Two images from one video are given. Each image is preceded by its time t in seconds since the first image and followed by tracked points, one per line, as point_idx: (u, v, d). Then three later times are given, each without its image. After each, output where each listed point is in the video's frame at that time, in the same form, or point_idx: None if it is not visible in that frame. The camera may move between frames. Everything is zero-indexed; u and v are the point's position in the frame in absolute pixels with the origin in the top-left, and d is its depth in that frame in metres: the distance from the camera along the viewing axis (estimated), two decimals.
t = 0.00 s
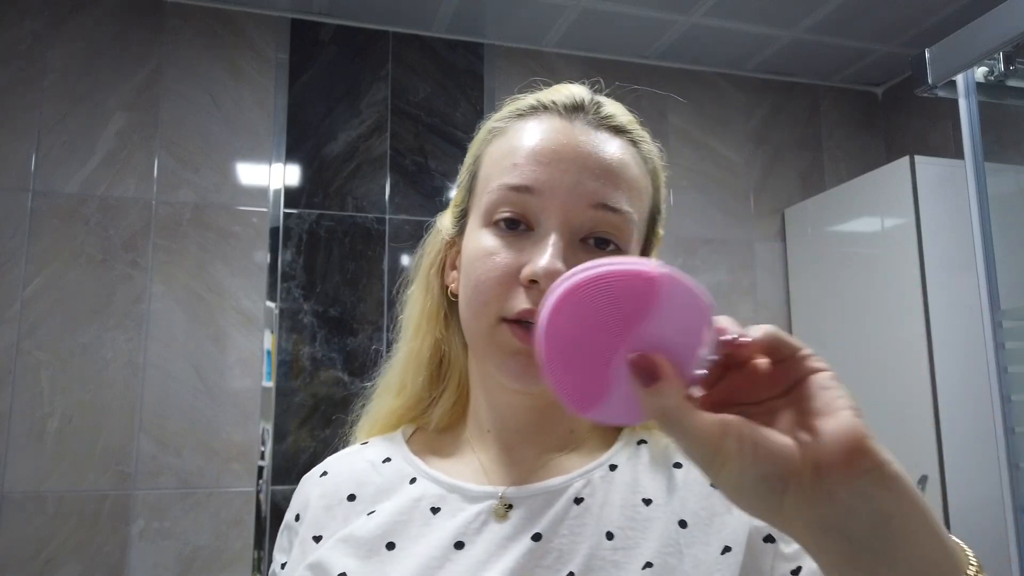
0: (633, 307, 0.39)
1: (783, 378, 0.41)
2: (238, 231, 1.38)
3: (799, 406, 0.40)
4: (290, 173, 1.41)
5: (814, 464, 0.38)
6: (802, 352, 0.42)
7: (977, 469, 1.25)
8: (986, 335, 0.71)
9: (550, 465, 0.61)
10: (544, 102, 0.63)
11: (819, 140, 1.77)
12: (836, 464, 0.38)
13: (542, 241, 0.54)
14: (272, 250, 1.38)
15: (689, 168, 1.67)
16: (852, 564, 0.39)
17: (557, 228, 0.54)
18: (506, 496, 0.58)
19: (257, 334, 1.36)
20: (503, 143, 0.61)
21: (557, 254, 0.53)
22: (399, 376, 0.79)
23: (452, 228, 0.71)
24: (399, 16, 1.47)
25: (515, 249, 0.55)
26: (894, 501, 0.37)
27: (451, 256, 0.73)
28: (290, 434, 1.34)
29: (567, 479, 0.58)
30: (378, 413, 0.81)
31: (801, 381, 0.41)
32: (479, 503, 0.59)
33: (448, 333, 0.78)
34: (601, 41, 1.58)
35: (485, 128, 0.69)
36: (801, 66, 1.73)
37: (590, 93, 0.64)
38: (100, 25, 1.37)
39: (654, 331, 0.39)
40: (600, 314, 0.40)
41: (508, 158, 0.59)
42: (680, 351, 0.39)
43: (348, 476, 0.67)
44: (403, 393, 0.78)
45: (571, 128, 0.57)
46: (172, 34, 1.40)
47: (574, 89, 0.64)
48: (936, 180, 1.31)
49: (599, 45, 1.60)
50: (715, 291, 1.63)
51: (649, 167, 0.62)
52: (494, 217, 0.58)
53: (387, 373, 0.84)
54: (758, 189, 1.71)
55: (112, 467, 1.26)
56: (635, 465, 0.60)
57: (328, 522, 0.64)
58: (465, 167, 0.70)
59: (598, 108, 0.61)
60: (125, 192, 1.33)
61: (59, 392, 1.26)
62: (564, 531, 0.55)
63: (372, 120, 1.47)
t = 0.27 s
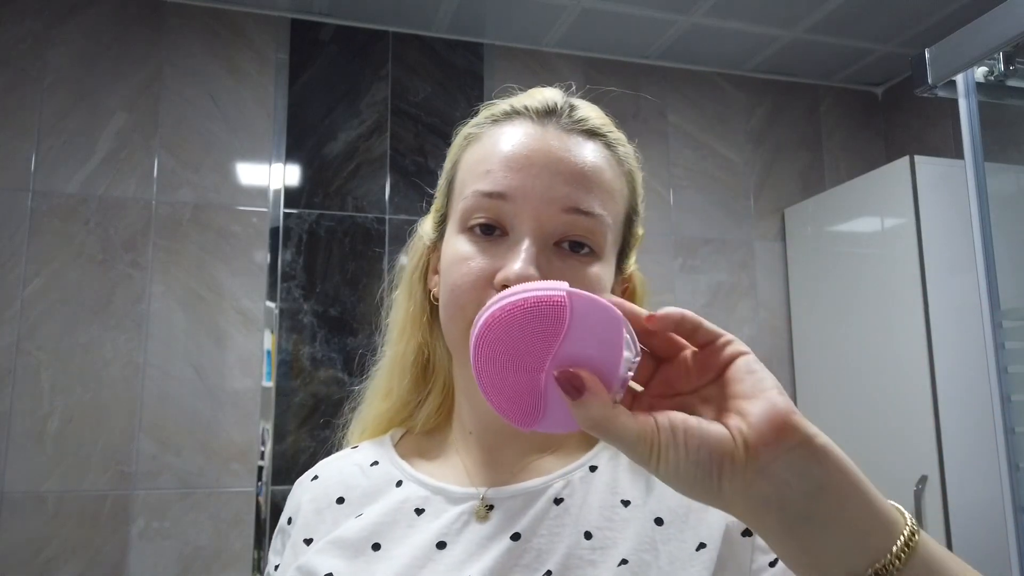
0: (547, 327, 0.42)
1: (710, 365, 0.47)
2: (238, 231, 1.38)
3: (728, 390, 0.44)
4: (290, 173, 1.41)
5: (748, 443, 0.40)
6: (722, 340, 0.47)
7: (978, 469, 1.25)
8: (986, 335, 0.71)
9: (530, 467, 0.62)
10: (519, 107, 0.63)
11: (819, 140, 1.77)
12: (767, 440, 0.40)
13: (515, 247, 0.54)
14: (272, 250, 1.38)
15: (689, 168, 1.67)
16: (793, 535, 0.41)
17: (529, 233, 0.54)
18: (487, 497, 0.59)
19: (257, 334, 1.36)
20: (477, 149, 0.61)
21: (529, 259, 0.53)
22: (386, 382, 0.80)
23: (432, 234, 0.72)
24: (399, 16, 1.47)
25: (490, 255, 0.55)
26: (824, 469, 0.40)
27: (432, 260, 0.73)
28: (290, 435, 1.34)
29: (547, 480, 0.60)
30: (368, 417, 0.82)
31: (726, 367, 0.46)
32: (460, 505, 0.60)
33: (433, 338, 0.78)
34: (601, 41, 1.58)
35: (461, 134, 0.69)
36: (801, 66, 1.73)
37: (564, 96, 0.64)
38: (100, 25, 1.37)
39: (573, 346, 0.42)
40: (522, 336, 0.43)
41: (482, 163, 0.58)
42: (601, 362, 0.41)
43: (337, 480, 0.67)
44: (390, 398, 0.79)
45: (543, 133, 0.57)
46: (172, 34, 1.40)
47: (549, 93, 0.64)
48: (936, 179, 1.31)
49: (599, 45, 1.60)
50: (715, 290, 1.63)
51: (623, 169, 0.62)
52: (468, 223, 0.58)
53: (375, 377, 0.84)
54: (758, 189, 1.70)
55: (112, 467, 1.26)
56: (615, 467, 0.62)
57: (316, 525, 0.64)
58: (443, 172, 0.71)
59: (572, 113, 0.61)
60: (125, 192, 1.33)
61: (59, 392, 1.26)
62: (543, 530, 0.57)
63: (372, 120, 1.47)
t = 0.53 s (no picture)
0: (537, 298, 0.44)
1: (697, 350, 0.48)
2: (238, 231, 1.38)
3: (714, 369, 0.45)
4: (290, 173, 1.41)
5: (734, 417, 0.41)
6: (707, 327, 0.48)
7: (978, 469, 1.25)
8: (986, 335, 0.71)
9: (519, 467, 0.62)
10: (502, 108, 0.63)
11: (820, 140, 1.77)
12: (752, 414, 0.41)
13: (498, 250, 0.55)
14: (272, 251, 1.38)
15: (689, 168, 1.67)
16: (776, 507, 0.41)
17: (512, 236, 0.54)
18: (476, 497, 0.59)
19: (257, 334, 1.36)
20: (461, 152, 0.61)
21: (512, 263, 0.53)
22: (376, 382, 0.80)
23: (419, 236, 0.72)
24: (398, 16, 1.47)
25: (473, 258, 0.56)
26: (810, 443, 0.41)
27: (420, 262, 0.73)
28: (290, 434, 1.34)
29: (535, 480, 0.60)
30: (359, 417, 0.82)
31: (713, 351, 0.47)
32: (450, 505, 0.60)
33: (423, 338, 0.79)
34: (601, 41, 1.58)
35: (446, 136, 0.69)
36: (801, 66, 1.73)
37: (548, 97, 0.64)
38: (100, 25, 1.37)
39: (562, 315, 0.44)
40: (516, 309, 0.45)
41: (465, 166, 0.59)
42: (590, 329, 0.44)
43: (328, 480, 0.67)
44: (380, 398, 0.79)
45: (525, 135, 0.57)
46: (172, 34, 1.40)
47: (532, 94, 0.64)
48: (936, 179, 1.31)
49: (599, 45, 1.60)
50: (715, 290, 1.63)
51: (607, 169, 0.62)
52: (452, 226, 0.58)
53: (365, 377, 0.84)
54: (758, 190, 1.70)
55: (112, 467, 1.26)
56: (603, 466, 0.62)
57: (308, 525, 0.64)
58: (428, 174, 0.71)
59: (554, 114, 0.61)
60: (125, 192, 1.33)
61: (59, 392, 1.26)
62: (531, 529, 0.57)
63: (372, 120, 1.47)
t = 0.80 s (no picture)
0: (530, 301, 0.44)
1: (682, 356, 0.47)
2: (237, 231, 1.38)
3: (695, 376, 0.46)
4: (290, 173, 1.41)
5: (712, 424, 0.42)
6: (693, 334, 0.47)
7: (978, 469, 1.25)
8: (986, 335, 0.71)
9: (508, 468, 0.62)
10: (487, 112, 0.63)
11: (820, 140, 1.77)
12: (730, 423, 0.41)
13: (484, 256, 0.55)
14: (272, 251, 1.38)
15: (690, 168, 1.67)
16: (748, 513, 0.42)
17: (497, 241, 0.54)
18: (466, 497, 0.59)
19: (257, 334, 1.36)
20: (446, 156, 0.61)
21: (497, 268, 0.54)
22: (366, 383, 0.80)
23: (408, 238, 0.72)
24: (398, 16, 1.47)
25: (460, 263, 0.56)
26: (784, 453, 0.41)
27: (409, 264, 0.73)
28: (290, 434, 1.34)
29: (524, 481, 0.60)
30: (349, 417, 0.82)
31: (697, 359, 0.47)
32: (439, 506, 0.60)
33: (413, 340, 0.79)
34: (601, 41, 1.58)
35: (431, 139, 0.69)
36: (801, 66, 1.73)
37: (533, 99, 0.64)
38: (100, 25, 1.37)
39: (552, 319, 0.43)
40: (507, 310, 0.45)
41: (450, 171, 0.59)
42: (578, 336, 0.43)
43: (319, 481, 0.67)
44: (371, 399, 0.79)
45: (510, 139, 0.57)
46: (172, 34, 1.40)
47: (518, 96, 0.64)
48: (936, 179, 1.31)
49: (599, 45, 1.60)
50: (715, 290, 1.63)
51: (593, 170, 0.62)
52: (439, 231, 0.58)
53: (355, 376, 0.84)
54: (758, 189, 1.70)
55: (112, 467, 1.26)
56: (592, 466, 0.62)
57: (299, 526, 0.64)
58: (416, 177, 0.71)
59: (539, 116, 0.61)
60: (126, 192, 1.33)
61: (59, 392, 1.26)
62: (520, 530, 0.57)
63: (372, 120, 1.47)
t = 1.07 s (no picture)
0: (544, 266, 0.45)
1: (682, 339, 0.48)
2: (238, 231, 1.38)
3: (698, 359, 0.46)
4: (290, 173, 1.41)
5: (713, 403, 0.42)
6: (692, 318, 0.49)
7: (978, 469, 1.25)
8: (986, 334, 0.71)
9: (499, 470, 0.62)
10: (475, 116, 0.63)
11: (820, 140, 1.77)
12: (731, 402, 0.42)
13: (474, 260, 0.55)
14: (272, 251, 1.38)
15: (690, 168, 1.67)
16: (751, 495, 0.42)
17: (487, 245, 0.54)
18: (458, 499, 0.59)
19: (257, 334, 1.36)
20: (435, 160, 0.61)
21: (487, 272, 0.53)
22: (361, 385, 0.80)
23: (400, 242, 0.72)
24: (398, 16, 1.47)
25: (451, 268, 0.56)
26: (785, 432, 0.42)
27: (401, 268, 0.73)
28: (291, 433, 1.34)
29: (516, 482, 0.60)
30: (344, 419, 0.82)
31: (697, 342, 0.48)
32: (432, 507, 0.60)
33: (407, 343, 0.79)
34: (601, 41, 1.58)
35: (421, 142, 0.69)
36: (801, 66, 1.73)
37: (521, 101, 0.64)
38: (100, 25, 1.37)
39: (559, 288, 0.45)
40: (516, 278, 0.45)
41: (439, 176, 0.58)
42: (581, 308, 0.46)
43: (313, 482, 0.67)
44: (365, 401, 0.79)
45: (498, 143, 0.57)
46: (172, 34, 1.40)
47: (506, 99, 0.64)
48: (935, 179, 1.31)
49: (599, 45, 1.60)
50: (715, 290, 1.63)
51: (582, 172, 0.62)
52: (429, 236, 0.58)
53: (350, 378, 0.85)
54: (758, 189, 1.70)
55: (112, 467, 1.26)
56: (584, 466, 0.62)
57: (293, 527, 0.65)
58: (405, 182, 0.70)
59: (527, 119, 0.61)
60: (126, 192, 1.33)
61: (59, 392, 1.26)
62: (512, 530, 0.57)
63: (372, 120, 1.47)
